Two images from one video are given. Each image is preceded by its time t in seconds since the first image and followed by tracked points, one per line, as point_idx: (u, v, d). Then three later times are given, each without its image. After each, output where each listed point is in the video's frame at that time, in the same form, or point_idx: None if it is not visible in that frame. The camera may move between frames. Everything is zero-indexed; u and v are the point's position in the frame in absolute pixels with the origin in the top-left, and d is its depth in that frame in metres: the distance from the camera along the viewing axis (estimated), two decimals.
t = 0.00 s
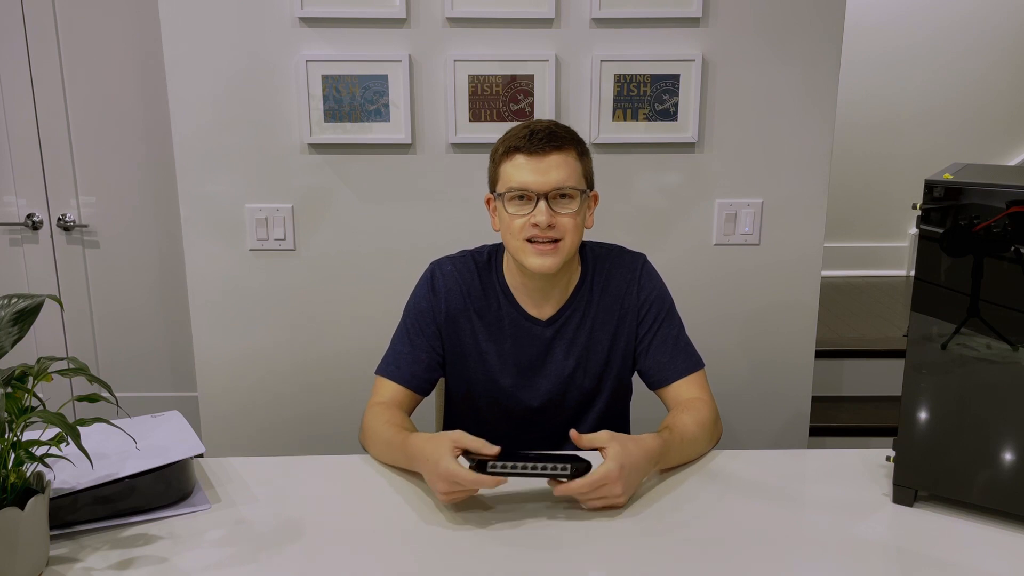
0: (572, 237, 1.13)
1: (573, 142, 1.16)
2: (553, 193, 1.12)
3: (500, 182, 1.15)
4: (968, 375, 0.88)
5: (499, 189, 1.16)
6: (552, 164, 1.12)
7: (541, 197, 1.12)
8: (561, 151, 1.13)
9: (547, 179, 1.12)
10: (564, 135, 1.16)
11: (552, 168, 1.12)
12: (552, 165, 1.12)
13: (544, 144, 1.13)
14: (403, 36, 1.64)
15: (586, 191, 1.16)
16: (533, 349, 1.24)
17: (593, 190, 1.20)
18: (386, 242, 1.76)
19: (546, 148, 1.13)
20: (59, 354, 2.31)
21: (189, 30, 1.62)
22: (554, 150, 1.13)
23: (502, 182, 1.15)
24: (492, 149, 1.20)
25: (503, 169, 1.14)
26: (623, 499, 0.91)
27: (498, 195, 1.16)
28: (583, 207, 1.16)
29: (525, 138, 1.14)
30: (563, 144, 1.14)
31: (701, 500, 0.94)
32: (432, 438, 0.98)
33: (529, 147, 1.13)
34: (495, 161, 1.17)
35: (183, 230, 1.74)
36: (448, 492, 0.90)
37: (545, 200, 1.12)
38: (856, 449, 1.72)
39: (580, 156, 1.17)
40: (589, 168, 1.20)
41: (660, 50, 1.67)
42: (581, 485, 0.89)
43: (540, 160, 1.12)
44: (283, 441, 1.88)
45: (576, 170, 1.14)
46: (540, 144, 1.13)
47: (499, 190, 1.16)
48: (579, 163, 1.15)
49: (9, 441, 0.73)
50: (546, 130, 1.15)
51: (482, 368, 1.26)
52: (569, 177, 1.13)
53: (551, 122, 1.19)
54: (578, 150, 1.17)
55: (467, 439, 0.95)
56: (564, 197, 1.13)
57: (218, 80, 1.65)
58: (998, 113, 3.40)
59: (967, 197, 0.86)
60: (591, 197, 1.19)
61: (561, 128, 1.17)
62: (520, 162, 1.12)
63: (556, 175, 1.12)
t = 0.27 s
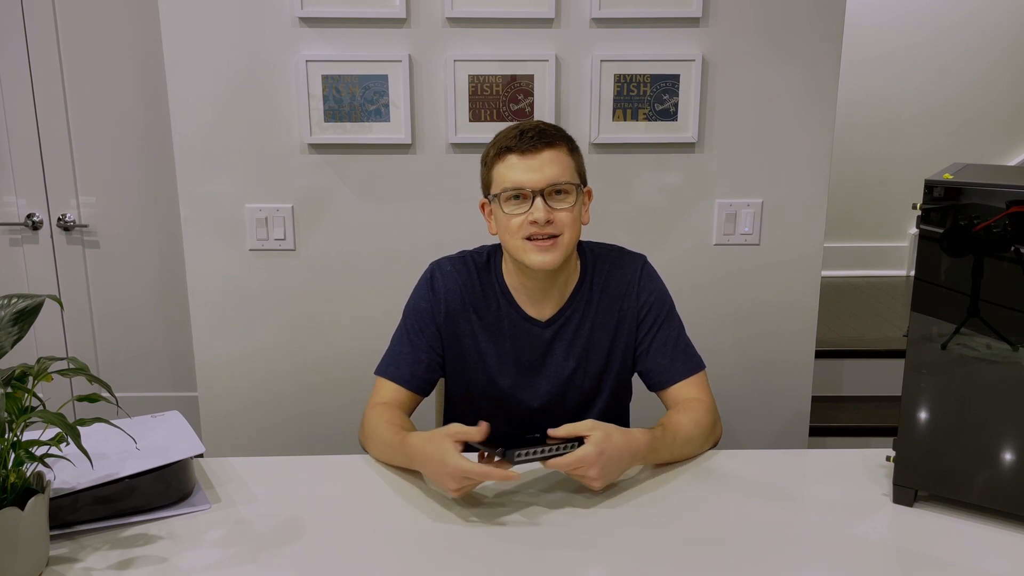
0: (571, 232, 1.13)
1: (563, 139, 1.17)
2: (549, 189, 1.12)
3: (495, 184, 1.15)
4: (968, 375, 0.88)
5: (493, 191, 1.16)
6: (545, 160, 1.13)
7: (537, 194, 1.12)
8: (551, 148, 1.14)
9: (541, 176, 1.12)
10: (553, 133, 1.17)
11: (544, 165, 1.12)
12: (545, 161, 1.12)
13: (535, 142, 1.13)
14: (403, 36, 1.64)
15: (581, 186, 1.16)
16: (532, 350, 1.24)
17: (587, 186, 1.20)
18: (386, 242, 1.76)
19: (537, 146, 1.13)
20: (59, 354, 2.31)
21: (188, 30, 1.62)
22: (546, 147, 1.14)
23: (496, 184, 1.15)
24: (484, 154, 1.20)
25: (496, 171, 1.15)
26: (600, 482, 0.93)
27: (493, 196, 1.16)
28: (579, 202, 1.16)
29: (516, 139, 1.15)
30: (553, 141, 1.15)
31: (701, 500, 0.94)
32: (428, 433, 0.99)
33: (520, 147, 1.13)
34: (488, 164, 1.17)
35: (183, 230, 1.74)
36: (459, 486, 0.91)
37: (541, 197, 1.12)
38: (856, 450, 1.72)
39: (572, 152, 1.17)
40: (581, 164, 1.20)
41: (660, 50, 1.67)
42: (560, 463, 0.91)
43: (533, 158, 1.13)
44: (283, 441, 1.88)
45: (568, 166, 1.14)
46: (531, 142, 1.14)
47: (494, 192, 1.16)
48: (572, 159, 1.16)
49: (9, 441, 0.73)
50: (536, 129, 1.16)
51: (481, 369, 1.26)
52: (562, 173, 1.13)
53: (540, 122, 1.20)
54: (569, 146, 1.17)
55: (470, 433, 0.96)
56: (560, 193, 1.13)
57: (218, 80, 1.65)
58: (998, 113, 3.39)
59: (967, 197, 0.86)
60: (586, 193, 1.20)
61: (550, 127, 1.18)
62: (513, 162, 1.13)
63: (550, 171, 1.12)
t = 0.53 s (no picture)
0: (568, 228, 1.13)
1: (559, 135, 1.17)
2: (545, 185, 1.12)
3: (492, 181, 1.15)
4: (968, 375, 0.88)
5: (490, 187, 1.16)
6: (542, 156, 1.13)
7: (533, 190, 1.12)
8: (547, 143, 1.14)
9: (537, 171, 1.12)
10: (549, 128, 1.17)
11: (540, 160, 1.12)
12: (541, 157, 1.13)
13: (531, 138, 1.13)
14: (403, 36, 1.64)
15: (578, 181, 1.16)
16: (531, 344, 1.24)
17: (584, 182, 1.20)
18: (386, 242, 1.76)
19: (533, 142, 1.13)
20: (59, 354, 2.31)
21: (188, 30, 1.62)
22: (542, 143, 1.14)
23: (493, 180, 1.15)
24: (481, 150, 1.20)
25: (493, 167, 1.15)
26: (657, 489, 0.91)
27: (490, 193, 1.16)
28: (576, 197, 1.16)
29: (512, 135, 1.15)
30: (550, 137, 1.15)
31: (701, 500, 0.94)
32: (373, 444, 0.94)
33: (517, 143, 1.13)
34: (485, 160, 1.17)
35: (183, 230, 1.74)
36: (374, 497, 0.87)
37: (538, 193, 1.12)
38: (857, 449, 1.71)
39: (569, 147, 1.17)
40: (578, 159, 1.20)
41: (660, 50, 1.67)
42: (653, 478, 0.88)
43: (529, 154, 1.13)
44: (283, 441, 1.88)
45: (564, 161, 1.14)
46: (528, 138, 1.14)
47: (491, 188, 1.16)
48: (568, 155, 1.16)
49: (9, 441, 0.73)
50: (532, 125, 1.16)
51: (481, 364, 1.26)
52: (558, 168, 1.13)
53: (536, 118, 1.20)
54: (565, 141, 1.17)
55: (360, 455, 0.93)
56: (556, 189, 1.13)
57: (218, 80, 1.65)
58: (998, 113, 3.40)
59: (967, 197, 0.86)
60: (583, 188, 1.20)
61: (546, 122, 1.18)
62: (510, 158, 1.13)
63: (546, 167, 1.12)
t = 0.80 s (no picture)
0: (567, 229, 1.14)
1: (560, 136, 1.16)
2: (546, 187, 1.12)
3: (492, 182, 1.15)
4: (968, 375, 0.88)
5: (491, 188, 1.16)
6: (542, 158, 1.12)
7: (533, 192, 1.12)
8: (548, 145, 1.14)
9: (537, 173, 1.12)
10: (550, 129, 1.16)
11: (541, 162, 1.12)
12: (541, 159, 1.12)
13: (531, 139, 1.13)
14: (403, 36, 1.64)
15: (578, 183, 1.16)
16: (531, 344, 1.24)
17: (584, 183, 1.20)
18: (386, 242, 1.76)
19: (534, 143, 1.13)
20: (59, 354, 2.31)
21: (188, 30, 1.62)
22: (543, 144, 1.14)
23: (493, 181, 1.15)
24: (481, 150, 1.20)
25: (493, 168, 1.15)
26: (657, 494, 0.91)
27: (490, 194, 1.16)
28: (576, 199, 1.16)
29: (512, 136, 1.15)
30: (550, 138, 1.15)
31: (701, 500, 0.94)
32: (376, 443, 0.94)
33: (517, 144, 1.13)
34: (485, 161, 1.17)
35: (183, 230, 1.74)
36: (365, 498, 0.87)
37: (538, 195, 1.12)
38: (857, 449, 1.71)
39: (569, 149, 1.17)
40: (578, 160, 1.20)
41: (660, 50, 1.67)
42: (665, 485, 0.86)
43: (530, 156, 1.12)
44: (283, 441, 1.88)
45: (565, 162, 1.14)
46: (528, 140, 1.13)
47: (491, 189, 1.16)
48: (569, 156, 1.16)
49: (9, 441, 0.73)
50: (533, 126, 1.16)
51: (482, 363, 1.26)
52: (559, 170, 1.13)
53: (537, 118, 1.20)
54: (565, 143, 1.17)
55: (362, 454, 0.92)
56: (556, 190, 1.13)
57: (218, 80, 1.65)
58: (998, 113, 3.40)
59: (967, 197, 0.86)
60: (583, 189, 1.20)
61: (547, 123, 1.18)
62: (510, 159, 1.13)
63: (546, 169, 1.12)
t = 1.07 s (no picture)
0: (570, 238, 1.14)
1: (564, 141, 1.15)
2: (549, 195, 1.12)
3: (495, 186, 1.14)
4: (968, 375, 0.88)
5: (493, 193, 1.15)
6: (546, 165, 1.11)
7: (537, 200, 1.11)
8: (552, 151, 1.13)
9: (541, 181, 1.11)
10: (555, 134, 1.15)
11: (545, 170, 1.11)
12: (546, 166, 1.11)
13: (536, 146, 1.12)
14: (403, 36, 1.64)
15: (581, 189, 1.16)
16: (531, 345, 1.24)
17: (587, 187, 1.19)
18: (386, 242, 1.76)
19: (539, 150, 1.12)
20: (59, 354, 2.31)
21: (188, 30, 1.62)
22: (547, 151, 1.12)
23: (496, 187, 1.14)
24: (484, 151, 1.19)
25: (497, 173, 1.14)
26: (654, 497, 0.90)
27: (493, 199, 1.15)
28: (579, 206, 1.16)
29: (517, 141, 1.13)
30: (555, 144, 1.13)
31: (702, 500, 0.94)
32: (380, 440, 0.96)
33: (521, 150, 1.12)
34: (488, 164, 1.16)
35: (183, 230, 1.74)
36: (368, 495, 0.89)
37: (541, 203, 1.11)
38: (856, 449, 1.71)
39: (573, 154, 1.16)
40: (582, 165, 1.19)
41: (660, 50, 1.67)
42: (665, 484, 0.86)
43: (534, 163, 1.11)
44: (283, 441, 1.88)
45: (569, 170, 1.13)
46: (533, 146, 1.12)
47: (494, 194, 1.15)
48: (572, 162, 1.15)
49: (9, 441, 0.73)
50: (537, 131, 1.14)
51: (481, 364, 1.26)
52: (563, 178, 1.12)
53: (541, 121, 1.18)
54: (570, 148, 1.16)
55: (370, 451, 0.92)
56: (559, 198, 1.13)
57: (218, 80, 1.65)
58: (998, 113, 3.39)
59: (967, 197, 0.86)
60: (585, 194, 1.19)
61: (552, 127, 1.16)
62: (514, 166, 1.12)
63: (550, 177, 1.11)
